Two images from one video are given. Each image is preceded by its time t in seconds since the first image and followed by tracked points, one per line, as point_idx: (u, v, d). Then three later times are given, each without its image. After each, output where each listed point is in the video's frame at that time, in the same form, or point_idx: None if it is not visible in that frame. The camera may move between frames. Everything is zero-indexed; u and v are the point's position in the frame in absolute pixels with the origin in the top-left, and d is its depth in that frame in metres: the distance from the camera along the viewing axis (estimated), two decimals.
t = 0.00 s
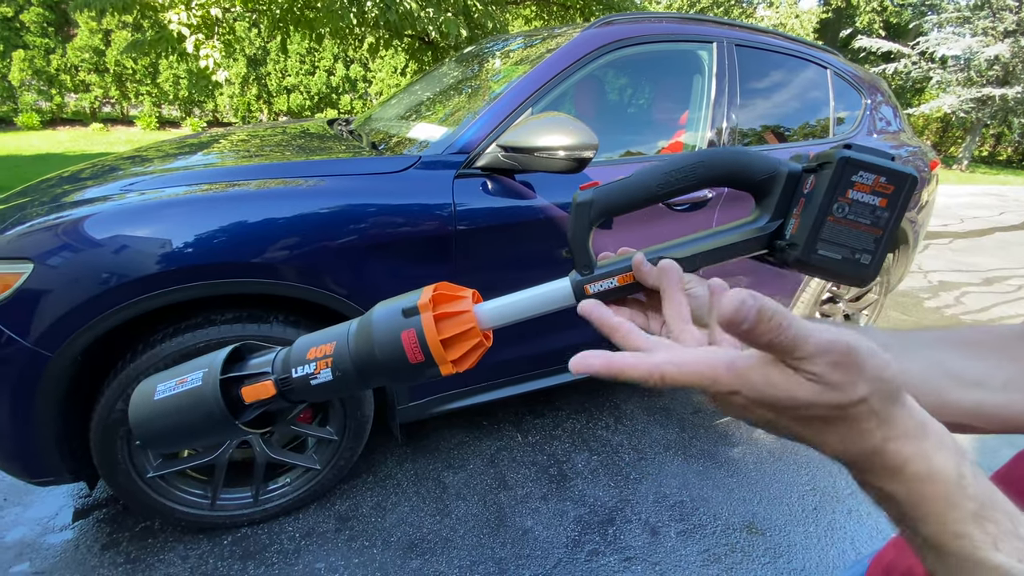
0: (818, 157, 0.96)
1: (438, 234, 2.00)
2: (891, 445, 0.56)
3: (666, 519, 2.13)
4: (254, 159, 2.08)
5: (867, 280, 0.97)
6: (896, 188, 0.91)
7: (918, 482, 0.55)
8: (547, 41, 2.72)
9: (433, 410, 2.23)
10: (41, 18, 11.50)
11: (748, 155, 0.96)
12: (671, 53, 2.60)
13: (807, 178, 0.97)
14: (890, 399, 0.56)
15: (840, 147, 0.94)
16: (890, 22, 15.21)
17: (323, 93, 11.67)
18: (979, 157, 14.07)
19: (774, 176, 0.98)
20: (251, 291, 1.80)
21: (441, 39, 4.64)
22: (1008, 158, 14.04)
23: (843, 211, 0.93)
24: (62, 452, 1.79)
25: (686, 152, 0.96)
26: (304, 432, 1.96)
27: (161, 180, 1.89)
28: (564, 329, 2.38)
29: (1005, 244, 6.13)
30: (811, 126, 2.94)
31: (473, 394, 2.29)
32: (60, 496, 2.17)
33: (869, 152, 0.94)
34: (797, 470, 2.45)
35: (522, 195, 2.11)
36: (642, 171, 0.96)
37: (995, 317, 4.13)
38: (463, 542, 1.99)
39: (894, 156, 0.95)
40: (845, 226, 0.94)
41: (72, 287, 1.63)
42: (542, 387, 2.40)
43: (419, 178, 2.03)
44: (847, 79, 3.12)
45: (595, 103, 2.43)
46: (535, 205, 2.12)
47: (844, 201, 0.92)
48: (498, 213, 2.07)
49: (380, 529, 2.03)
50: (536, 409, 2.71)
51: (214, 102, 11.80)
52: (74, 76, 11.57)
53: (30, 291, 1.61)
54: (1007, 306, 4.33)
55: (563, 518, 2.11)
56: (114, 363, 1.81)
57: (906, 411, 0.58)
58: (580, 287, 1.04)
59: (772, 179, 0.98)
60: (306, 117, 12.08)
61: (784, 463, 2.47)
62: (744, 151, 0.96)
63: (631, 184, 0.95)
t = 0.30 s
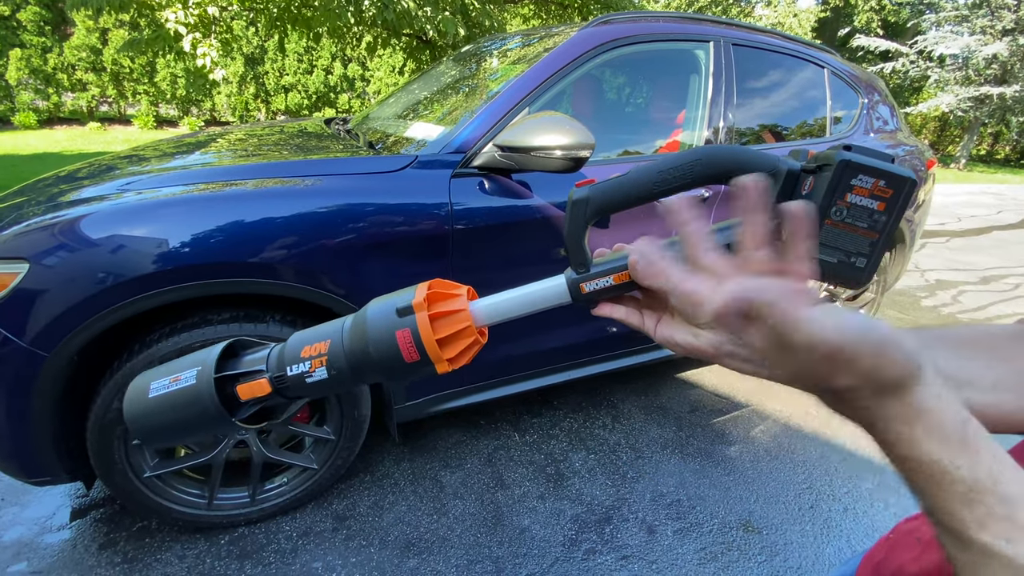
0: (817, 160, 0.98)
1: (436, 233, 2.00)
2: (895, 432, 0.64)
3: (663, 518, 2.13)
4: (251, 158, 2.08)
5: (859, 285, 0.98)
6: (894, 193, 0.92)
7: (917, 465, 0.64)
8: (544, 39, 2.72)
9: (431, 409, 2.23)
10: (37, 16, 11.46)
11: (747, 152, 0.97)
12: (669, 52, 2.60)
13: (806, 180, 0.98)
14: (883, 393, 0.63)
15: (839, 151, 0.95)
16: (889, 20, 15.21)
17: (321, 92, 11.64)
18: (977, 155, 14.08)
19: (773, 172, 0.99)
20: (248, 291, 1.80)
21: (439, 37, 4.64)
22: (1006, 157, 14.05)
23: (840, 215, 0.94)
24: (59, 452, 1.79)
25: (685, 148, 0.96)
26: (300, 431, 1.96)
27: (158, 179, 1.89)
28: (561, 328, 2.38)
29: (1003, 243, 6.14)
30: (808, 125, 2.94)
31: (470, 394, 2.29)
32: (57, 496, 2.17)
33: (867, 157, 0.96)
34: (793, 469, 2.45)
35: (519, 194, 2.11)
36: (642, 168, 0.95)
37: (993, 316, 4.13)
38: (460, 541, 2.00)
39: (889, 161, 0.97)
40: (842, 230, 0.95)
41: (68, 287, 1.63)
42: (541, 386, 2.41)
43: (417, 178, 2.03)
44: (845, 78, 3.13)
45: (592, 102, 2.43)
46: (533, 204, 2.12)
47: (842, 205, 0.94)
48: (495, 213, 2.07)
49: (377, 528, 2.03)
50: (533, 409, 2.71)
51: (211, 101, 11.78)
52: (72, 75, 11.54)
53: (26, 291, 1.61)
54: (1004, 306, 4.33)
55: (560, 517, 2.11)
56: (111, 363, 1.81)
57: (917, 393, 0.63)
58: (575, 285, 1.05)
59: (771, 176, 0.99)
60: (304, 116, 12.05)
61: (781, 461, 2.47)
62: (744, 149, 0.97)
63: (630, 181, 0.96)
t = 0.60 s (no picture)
0: (827, 155, 0.95)
1: (435, 232, 2.00)
2: (884, 461, 0.68)
3: (662, 516, 2.13)
4: (250, 157, 2.07)
5: (865, 280, 1.00)
6: (903, 190, 0.93)
7: (904, 493, 0.68)
8: (543, 38, 2.72)
9: (431, 408, 2.23)
10: (36, 16, 11.46)
11: (753, 147, 0.95)
12: (669, 50, 2.60)
13: (815, 174, 0.96)
14: (876, 427, 0.67)
15: (850, 146, 0.94)
16: (889, 19, 15.20)
17: (320, 91, 11.63)
18: (976, 154, 14.08)
19: (780, 169, 0.97)
20: (247, 290, 1.80)
21: (438, 36, 4.63)
22: (1006, 155, 14.05)
23: (850, 213, 0.94)
24: (59, 451, 1.79)
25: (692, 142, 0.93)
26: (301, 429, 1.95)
27: (157, 178, 1.88)
28: (561, 327, 2.38)
29: (1003, 241, 6.14)
30: (808, 124, 2.94)
31: (468, 392, 2.29)
32: (57, 495, 2.17)
33: (877, 152, 0.95)
34: (793, 467, 2.45)
35: (519, 193, 2.11)
36: (647, 161, 0.93)
37: (993, 314, 4.13)
38: (461, 540, 2.00)
39: (895, 156, 0.97)
40: (850, 227, 0.95)
41: (68, 285, 1.63)
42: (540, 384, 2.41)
43: (416, 176, 2.03)
44: (844, 76, 3.13)
45: (592, 100, 2.43)
46: (532, 203, 2.12)
47: (852, 203, 0.93)
48: (495, 212, 2.07)
49: (378, 527, 2.03)
50: (533, 407, 2.71)
51: (210, 100, 11.76)
52: (70, 74, 11.52)
53: (25, 290, 1.61)
54: (1004, 304, 4.33)
55: (560, 515, 2.11)
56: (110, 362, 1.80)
57: (908, 427, 0.68)
58: (580, 280, 1.02)
59: (778, 172, 0.97)
60: (303, 115, 12.04)
61: (781, 460, 2.48)
62: (749, 143, 0.95)
63: (636, 174, 0.92)
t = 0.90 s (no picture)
0: (838, 156, 0.94)
1: (437, 230, 2.00)
2: (910, 441, 0.62)
3: (663, 514, 2.14)
4: (252, 156, 2.07)
5: (876, 282, 0.98)
6: (915, 194, 0.91)
7: (932, 476, 0.62)
8: (545, 36, 2.71)
9: (432, 406, 2.23)
10: (37, 14, 11.45)
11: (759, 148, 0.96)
12: (670, 49, 2.59)
13: (826, 176, 0.95)
14: (900, 406, 0.61)
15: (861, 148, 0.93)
16: (890, 17, 15.17)
17: (320, 89, 11.62)
18: (977, 152, 14.06)
19: (787, 170, 0.97)
20: (249, 288, 1.80)
21: (438, 34, 4.62)
22: (1007, 154, 14.04)
23: (862, 217, 0.92)
24: (61, 450, 1.79)
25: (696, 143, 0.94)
26: (304, 429, 1.95)
27: (158, 176, 1.88)
28: (562, 325, 2.38)
29: (1004, 240, 6.14)
30: (809, 122, 2.94)
31: (469, 391, 2.29)
32: (59, 493, 2.17)
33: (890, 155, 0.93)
34: (794, 465, 2.45)
35: (520, 191, 2.11)
36: (651, 164, 0.94)
37: (993, 313, 4.13)
38: (462, 538, 2.00)
39: (909, 158, 0.95)
40: (861, 230, 0.94)
41: (70, 284, 1.63)
42: (541, 383, 2.41)
43: (418, 175, 2.03)
44: (846, 74, 3.12)
45: (593, 98, 2.43)
46: (533, 201, 2.12)
47: (863, 206, 0.92)
48: (496, 210, 2.07)
49: (379, 525, 2.04)
50: (534, 406, 2.71)
51: (210, 99, 11.75)
52: (71, 72, 11.51)
53: (27, 289, 1.61)
54: (1005, 303, 4.33)
55: (562, 514, 2.11)
56: (112, 361, 1.81)
57: (931, 407, 0.62)
58: (586, 283, 1.02)
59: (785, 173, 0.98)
60: (304, 113, 12.03)
61: (782, 458, 2.48)
62: (753, 145, 0.96)
63: (641, 177, 0.94)
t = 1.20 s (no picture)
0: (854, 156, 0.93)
1: (439, 228, 2.00)
2: None
3: (666, 512, 2.14)
4: (255, 153, 2.08)
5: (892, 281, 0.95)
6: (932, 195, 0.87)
7: None
8: (548, 33, 2.70)
9: (435, 404, 2.23)
10: (39, 11, 11.45)
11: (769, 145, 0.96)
12: (673, 46, 2.59)
13: (838, 179, 0.96)
14: None
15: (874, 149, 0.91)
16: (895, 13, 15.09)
17: (323, 87, 11.61)
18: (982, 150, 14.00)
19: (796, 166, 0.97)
20: (253, 285, 1.80)
21: (440, 31, 4.61)
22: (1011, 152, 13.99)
23: (874, 218, 0.91)
24: (66, 446, 1.80)
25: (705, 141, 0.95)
26: (305, 424, 1.96)
27: (161, 174, 1.89)
28: (565, 323, 2.38)
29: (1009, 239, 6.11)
30: (813, 119, 2.93)
31: (472, 388, 2.29)
32: (64, 489, 2.18)
33: (907, 158, 0.91)
34: (796, 463, 2.45)
35: (523, 189, 2.11)
36: (662, 162, 0.94)
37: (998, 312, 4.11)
38: (465, 535, 2.00)
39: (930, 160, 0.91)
40: (873, 232, 0.92)
41: (74, 281, 1.63)
42: (542, 381, 2.41)
43: (421, 172, 2.03)
44: (850, 71, 3.11)
45: (596, 96, 2.43)
46: (536, 199, 2.12)
47: (873, 206, 0.90)
48: (498, 207, 2.07)
49: (382, 522, 2.04)
50: (537, 403, 2.71)
51: (213, 96, 11.74)
52: (73, 70, 11.52)
53: (32, 286, 1.62)
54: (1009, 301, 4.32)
55: (564, 511, 2.12)
56: (116, 358, 1.81)
57: None
58: (595, 281, 1.04)
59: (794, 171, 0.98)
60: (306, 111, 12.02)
61: (784, 457, 2.47)
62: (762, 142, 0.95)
63: (652, 176, 0.94)
